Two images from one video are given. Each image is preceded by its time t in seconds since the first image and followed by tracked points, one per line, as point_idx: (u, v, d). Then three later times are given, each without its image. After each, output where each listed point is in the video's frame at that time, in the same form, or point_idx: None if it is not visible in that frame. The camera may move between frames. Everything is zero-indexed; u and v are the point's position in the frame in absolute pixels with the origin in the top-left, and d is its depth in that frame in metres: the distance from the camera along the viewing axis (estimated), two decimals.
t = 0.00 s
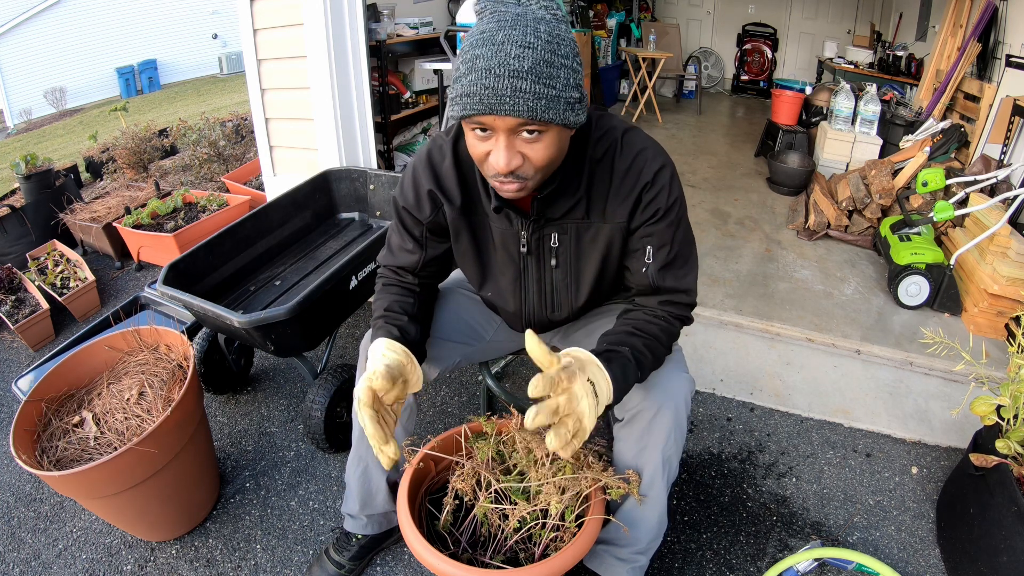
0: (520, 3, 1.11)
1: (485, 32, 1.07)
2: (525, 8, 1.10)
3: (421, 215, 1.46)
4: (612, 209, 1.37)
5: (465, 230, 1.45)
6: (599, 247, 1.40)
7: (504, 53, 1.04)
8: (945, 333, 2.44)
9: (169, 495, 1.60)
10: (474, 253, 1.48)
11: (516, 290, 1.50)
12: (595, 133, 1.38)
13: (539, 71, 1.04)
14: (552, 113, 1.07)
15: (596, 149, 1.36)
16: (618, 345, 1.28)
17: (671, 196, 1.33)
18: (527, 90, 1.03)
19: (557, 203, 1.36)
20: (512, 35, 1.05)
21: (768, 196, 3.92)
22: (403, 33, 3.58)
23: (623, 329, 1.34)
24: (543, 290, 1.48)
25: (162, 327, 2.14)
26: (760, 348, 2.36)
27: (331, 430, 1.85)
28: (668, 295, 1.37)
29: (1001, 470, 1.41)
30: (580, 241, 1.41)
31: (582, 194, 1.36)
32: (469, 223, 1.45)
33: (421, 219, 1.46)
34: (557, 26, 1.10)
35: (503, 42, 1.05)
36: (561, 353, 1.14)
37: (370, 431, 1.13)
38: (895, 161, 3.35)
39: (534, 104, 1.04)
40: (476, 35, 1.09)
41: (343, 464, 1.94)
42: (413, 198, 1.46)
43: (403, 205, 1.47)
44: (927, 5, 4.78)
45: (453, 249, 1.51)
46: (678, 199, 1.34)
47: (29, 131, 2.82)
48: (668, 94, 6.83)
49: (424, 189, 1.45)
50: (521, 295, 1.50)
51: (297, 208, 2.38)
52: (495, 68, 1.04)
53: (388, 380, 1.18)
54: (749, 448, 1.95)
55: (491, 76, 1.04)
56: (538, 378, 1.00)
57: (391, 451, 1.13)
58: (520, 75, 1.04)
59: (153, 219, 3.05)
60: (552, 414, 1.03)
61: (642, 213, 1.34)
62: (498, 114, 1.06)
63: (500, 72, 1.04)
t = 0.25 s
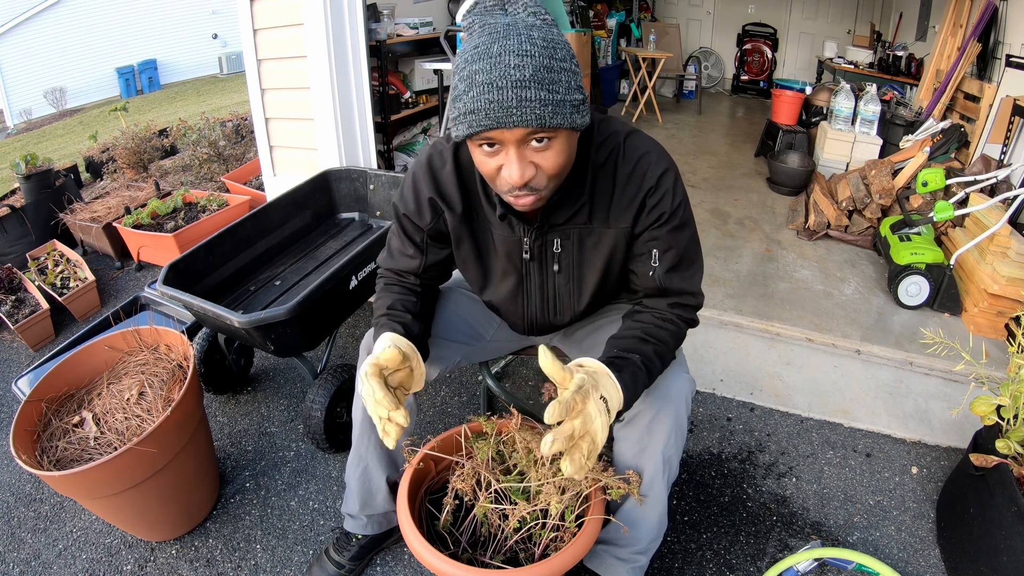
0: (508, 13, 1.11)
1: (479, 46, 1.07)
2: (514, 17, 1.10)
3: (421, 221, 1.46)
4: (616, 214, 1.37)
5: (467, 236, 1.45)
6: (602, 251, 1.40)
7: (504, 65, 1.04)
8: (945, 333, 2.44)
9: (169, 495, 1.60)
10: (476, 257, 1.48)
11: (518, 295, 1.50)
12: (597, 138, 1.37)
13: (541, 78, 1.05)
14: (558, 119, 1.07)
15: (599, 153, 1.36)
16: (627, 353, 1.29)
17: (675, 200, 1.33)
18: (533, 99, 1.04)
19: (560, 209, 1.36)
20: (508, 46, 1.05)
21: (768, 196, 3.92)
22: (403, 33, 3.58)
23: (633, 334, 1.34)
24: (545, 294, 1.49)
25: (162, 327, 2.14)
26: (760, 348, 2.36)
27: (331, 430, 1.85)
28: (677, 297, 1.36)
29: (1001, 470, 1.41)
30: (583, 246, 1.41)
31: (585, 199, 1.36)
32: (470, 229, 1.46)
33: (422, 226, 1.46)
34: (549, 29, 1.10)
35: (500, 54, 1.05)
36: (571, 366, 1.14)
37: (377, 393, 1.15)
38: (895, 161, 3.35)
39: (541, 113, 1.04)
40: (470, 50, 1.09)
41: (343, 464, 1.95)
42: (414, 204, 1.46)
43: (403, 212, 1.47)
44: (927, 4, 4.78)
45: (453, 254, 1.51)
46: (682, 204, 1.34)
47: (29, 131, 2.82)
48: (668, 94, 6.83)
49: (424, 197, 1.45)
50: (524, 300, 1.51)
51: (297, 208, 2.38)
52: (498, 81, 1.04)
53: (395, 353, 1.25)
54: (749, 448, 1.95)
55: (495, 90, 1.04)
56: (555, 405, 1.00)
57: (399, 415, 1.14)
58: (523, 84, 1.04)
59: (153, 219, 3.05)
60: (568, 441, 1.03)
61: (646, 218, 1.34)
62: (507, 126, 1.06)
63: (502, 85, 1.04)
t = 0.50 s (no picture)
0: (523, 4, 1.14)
1: (495, 27, 1.09)
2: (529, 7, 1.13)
3: (422, 218, 1.45)
4: (615, 210, 1.37)
5: (468, 233, 1.45)
6: (602, 248, 1.40)
7: (521, 42, 1.05)
8: (945, 333, 2.44)
9: (169, 495, 1.60)
10: (476, 254, 1.48)
11: (518, 292, 1.50)
12: (596, 134, 1.38)
13: (556, 57, 1.06)
14: (571, 100, 1.08)
15: (598, 149, 1.36)
16: (627, 361, 1.29)
17: (674, 196, 1.33)
18: (548, 75, 1.05)
19: (560, 205, 1.37)
20: (524, 27, 1.07)
21: (768, 196, 3.92)
22: (403, 33, 3.58)
23: (633, 342, 1.33)
24: (545, 291, 1.49)
25: (162, 327, 2.13)
26: (760, 348, 2.36)
27: (331, 430, 1.85)
28: (676, 297, 1.36)
29: (1001, 470, 1.41)
30: (582, 243, 1.41)
31: (585, 194, 1.36)
32: (471, 225, 1.45)
33: (423, 222, 1.46)
34: (561, 21, 1.13)
35: (517, 33, 1.07)
36: (554, 402, 1.13)
37: (393, 449, 1.17)
38: (895, 161, 3.35)
39: (555, 89, 1.05)
40: (485, 31, 1.10)
41: (343, 464, 1.95)
42: (415, 201, 1.45)
43: (404, 208, 1.46)
44: (927, 4, 4.78)
45: (454, 251, 1.51)
46: (681, 199, 1.34)
47: (29, 131, 2.82)
48: (668, 94, 6.82)
49: (425, 192, 1.45)
50: (524, 297, 1.50)
51: (297, 208, 2.38)
52: (514, 55, 1.04)
53: (421, 399, 1.21)
54: (749, 448, 1.95)
55: (512, 64, 1.05)
56: (536, 467, 1.01)
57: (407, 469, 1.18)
58: (540, 61, 1.05)
59: (153, 219, 3.05)
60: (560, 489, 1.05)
61: (644, 214, 1.35)
62: (521, 100, 1.06)
63: (519, 59, 1.04)
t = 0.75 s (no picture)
0: None
1: (510, 17, 1.09)
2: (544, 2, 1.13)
3: (420, 213, 1.45)
4: (611, 206, 1.37)
5: (466, 228, 1.46)
6: (598, 244, 1.40)
7: (535, 34, 1.06)
8: (945, 333, 2.44)
9: (168, 495, 1.60)
10: (474, 250, 1.48)
11: (516, 288, 1.50)
12: (592, 131, 1.38)
13: (568, 54, 1.07)
14: (578, 96, 1.08)
15: (595, 145, 1.36)
16: (624, 364, 1.29)
17: (669, 193, 1.33)
18: (559, 70, 1.05)
19: (556, 200, 1.37)
20: (539, 20, 1.07)
21: (768, 196, 3.92)
22: (403, 33, 3.58)
23: (629, 343, 1.33)
24: (543, 287, 1.48)
25: (162, 327, 2.13)
26: (760, 348, 2.36)
27: (331, 430, 1.85)
28: (672, 297, 1.36)
29: (1001, 470, 1.41)
30: (580, 240, 1.41)
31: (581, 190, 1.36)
32: (469, 221, 1.46)
33: (421, 217, 1.46)
34: (575, 21, 1.14)
35: (531, 25, 1.07)
36: (550, 406, 1.14)
37: (395, 458, 1.18)
38: (895, 161, 3.35)
39: (565, 84, 1.06)
40: (498, 21, 1.10)
41: (343, 464, 1.95)
42: (413, 196, 1.45)
43: (402, 204, 1.46)
44: (927, 4, 4.78)
45: (452, 247, 1.51)
46: (676, 196, 1.34)
47: (29, 131, 2.83)
48: (668, 94, 6.82)
49: (424, 187, 1.45)
50: (521, 294, 1.50)
51: (297, 208, 2.38)
52: (528, 47, 1.04)
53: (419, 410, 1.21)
54: (749, 448, 1.95)
55: (523, 54, 1.05)
56: (530, 474, 1.02)
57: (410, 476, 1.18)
58: (552, 55, 1.05)
59: (153, 219, 3.05)
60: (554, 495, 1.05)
61: (640, 210, 1.35)
62: (529, 92, 1.06)
63: (532, 51, 1.04)
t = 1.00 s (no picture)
0: None
1: (509, 17, 1.09)
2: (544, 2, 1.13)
3: (423, 213, 1.45)
4: (608, 203, 1.37)
5: (467, 228, 1.46)
6: (597, 242, 1.40)
7: (533, 35, 1.05)
8: (944, 333, 2.44)
9: (168, 495, 1.60)
10: (475, 249, 1.48)
11: (517, 288, 1.50)
12: (590, 129, 1.38)
13: (566, 56, 1.07)
14: (575, 98, 1.08)
15: (593, 143, 1.36)
16: (592, 363, 1.30)
17: (663, 190, 1.33)
18: (556, 71, 1.05)
19: (556, 198, 1.36)
20: (538, 21, 1.07)
21: (768, 196, 3.92)
22: (403, 33, 3.58)
23: (600, 342, 1.35)
24: (543, 287, 1.48)
25: (162, 327, 2.13)
26: (760, 348, 2.36)
27: (331, 430, 1.85)
28: (647, 298, 1.37)
29: (1001, 470, 1.41)
30: (579, 238, 1.41)
31: (580, 188, 1.36)
32: (471, 220, 1.46)
33: (423, 218, 1.46)
34: (575, 21, 1.14)
35: (530, 26, 1.07)
36: (516, 407, 1.13)
37: (404, 461, 1.16)
38: (894, 161, 3.36)
39: (562, 86, 1.05)
40: (498, 20, 1.10)
41: (343, 464, 1.95)
42: (415, 196, 1.45)
43: (404, 204, 1.46)
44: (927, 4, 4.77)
45: (454, 248, 1.51)
46: (670, 192, 1.34)
47: (29, 131, 2.83)
48: (668, 94, 6.83)
49: (425, 187, 1.45)
50: (522, 293, 1.50)
51: (297, 208, 2.38)
52: (526, 48, 1.04)
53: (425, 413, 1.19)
54: (749, 448, 1.95)
55: (521, 56, 1.04)
56: (489, 472, 1.01)
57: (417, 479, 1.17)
58: (550, 57, 1.05)
59: (153, 219, 3.05)
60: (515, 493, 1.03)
61: (633, 207, 1.35)
62: (527, 94, 1.05)
63: (530, 52, 1.04)
